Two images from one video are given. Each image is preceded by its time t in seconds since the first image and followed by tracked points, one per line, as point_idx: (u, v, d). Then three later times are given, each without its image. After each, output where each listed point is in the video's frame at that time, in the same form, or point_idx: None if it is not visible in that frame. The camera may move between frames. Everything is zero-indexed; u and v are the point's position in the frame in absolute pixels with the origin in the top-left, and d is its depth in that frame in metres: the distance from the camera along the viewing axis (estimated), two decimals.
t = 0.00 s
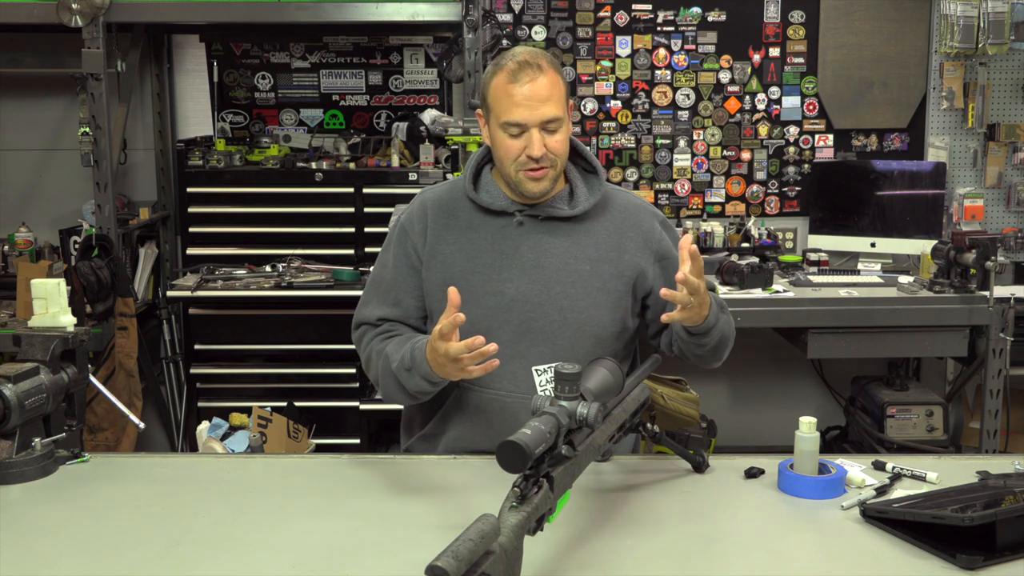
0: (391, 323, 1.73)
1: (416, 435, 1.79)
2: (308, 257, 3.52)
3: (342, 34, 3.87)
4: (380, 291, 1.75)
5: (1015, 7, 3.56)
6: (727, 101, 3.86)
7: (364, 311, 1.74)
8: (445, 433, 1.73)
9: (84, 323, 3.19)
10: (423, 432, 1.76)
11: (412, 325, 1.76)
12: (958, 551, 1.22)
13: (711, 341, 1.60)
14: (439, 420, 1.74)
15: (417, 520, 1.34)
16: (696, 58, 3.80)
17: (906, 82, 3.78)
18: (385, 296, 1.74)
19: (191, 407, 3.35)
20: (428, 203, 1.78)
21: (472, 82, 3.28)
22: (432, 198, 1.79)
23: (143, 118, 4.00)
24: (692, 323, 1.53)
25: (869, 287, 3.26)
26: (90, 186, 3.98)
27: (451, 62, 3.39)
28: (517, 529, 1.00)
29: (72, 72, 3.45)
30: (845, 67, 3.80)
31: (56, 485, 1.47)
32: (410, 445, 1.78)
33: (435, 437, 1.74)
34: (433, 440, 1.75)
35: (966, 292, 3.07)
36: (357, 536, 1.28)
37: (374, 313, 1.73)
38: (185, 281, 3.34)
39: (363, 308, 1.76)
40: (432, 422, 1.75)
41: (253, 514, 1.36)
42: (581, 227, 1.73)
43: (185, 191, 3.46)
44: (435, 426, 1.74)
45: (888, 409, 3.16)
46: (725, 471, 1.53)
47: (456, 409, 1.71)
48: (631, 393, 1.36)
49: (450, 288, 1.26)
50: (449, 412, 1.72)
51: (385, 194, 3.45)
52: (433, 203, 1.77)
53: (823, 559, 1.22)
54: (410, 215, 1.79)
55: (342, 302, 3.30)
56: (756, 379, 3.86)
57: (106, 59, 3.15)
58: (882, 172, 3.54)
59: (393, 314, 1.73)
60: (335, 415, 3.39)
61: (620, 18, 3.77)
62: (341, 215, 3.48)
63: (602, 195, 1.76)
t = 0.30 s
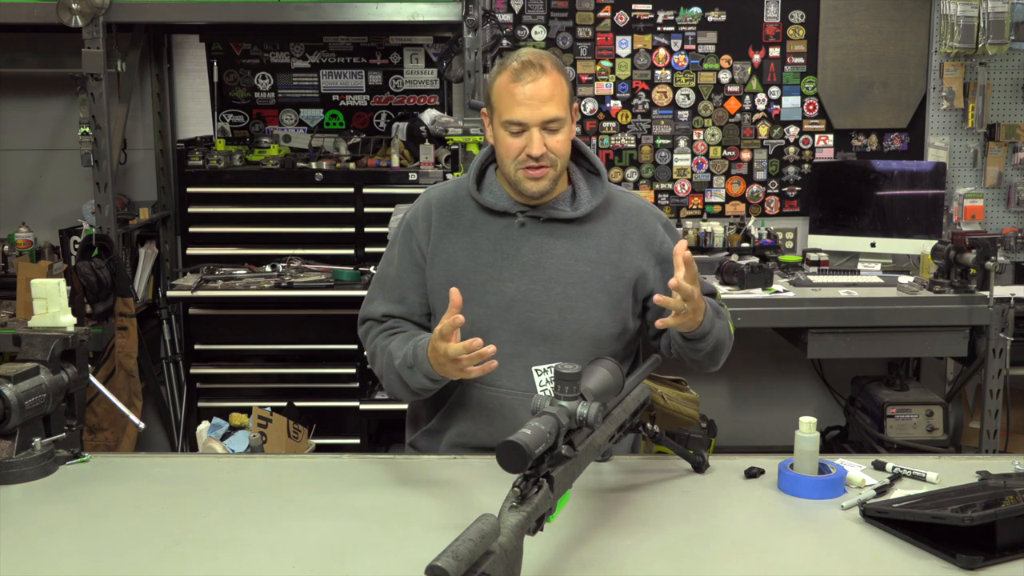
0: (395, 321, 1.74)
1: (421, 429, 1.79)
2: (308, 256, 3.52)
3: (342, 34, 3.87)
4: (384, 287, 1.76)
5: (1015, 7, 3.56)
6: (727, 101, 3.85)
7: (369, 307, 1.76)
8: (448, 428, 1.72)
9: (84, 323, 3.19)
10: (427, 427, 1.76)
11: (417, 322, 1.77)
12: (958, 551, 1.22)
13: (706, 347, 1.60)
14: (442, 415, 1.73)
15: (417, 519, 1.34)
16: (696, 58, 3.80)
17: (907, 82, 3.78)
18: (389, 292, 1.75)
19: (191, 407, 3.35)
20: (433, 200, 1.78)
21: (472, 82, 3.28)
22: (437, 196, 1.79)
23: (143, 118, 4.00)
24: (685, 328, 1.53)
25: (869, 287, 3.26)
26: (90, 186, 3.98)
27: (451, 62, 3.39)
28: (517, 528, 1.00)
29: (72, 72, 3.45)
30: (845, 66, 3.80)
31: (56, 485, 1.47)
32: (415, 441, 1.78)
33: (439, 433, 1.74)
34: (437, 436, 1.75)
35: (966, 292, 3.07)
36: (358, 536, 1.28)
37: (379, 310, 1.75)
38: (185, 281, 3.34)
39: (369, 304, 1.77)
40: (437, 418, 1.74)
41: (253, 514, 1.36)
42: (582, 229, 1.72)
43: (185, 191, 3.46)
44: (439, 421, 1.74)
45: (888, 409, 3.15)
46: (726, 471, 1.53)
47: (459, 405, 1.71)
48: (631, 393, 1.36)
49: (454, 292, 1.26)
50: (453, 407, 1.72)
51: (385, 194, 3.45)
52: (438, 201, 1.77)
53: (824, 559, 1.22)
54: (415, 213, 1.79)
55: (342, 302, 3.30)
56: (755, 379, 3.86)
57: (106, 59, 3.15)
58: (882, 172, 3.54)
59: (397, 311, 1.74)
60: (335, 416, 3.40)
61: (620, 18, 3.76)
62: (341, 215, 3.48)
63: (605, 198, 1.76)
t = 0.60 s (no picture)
0: (393, 317, 1.75)
1: (421, 427, 1.79)
2: (308, 256, 3.52)
3: (342, 34, 3.87)
4: (383, 283, 1.76)
5: (1015, 7, 3.56)
6: (727, 101, 3.85)
7: (368, 303, 1.76)
8: (447, 426, 1.72)
9: (84, 323, 3.19)
10: (427, 425, 1.76)
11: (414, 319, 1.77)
12: (958, 552, 1.22)
13: (696, 351, 1.60)
14: (441, 413, 1.73)
15: (417, 519, 1.34)
16: (696, 58, 3.80)
17: (906, 82, 3.78)
18: (387, 288, 1.76)
19: (191, 407, 3.35)
20: (434, 198, 1.79)
21: (472, 82, 3.28)
22: (438, 193, 1.79)
23: (143, 118, 4.00)
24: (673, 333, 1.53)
25: (869, 287, 3.26)
26: (90, 186, 3.98)
27: (451, 61, 3.39)
28: (517, 528, 1.00)
29: (72, 72, 3.45)
30: (845, 67, 3.80)
31: (56, 485, 1.47)
32: (414, 438, 1.78)
33: (438, 431, 1.74)
34: (436, 433, 1.75)
35: (966, 292, 3.07)
36: (357, 536, 1.28)
37: (377, 305, 1.75)
38: (185, 281, 3.34)
39: (368, 300, 1.77)
40: (436, 415, 1.74)
41: (253, 514, 1.36)
42: (581, 229, 1.73)
43: (185, 191, 3.46)
44: (439, 419, 1.74)
45: (888, 409, 3.15)
46: (725, 471, 1.53)
47: (458, 403, 1.71)
48: (631, 393, 1.36)
49: (446, 296, 1.28)
50: (452, 405, 1.72)
51: (385, 194, 3.45)
52: (439, 198, 1.77)
53: (824, 559, 1.22)
54: (416, 210, 1.79)
55: (342, 302, 3.30)
56: (755, 379, 3.86)
57: (106, 59, 3.15)
58: (882, 172, 3.54)
59: (395, 307, 1.74)
60: (335, 416, 3.40)
61: (620, 18, 3.76)
62: (341, 215, 3.48)
63: (605, 198, 1.76)
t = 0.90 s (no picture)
0: (389, 320, 1.73)
1: (416, 428, 1.77)
2: (308, 256, 3.52)
3: (342, 34, 3.87)
4: (379, 286, 1.75)
5: (1015, 6, 3.56)
6: (727, 101, 3.85)
7: (363, 306, 1.75)
8: (444, 427, 1.71)
9: (84, 323, 3.19)
10: (422, 426, 1.74)
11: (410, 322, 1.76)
12: (958, 551, 1.22)
13: (678, 354, 1.60)
14: (438, 414, 1.73)
15: (417, 519, 1.34)
16: (696, 58, 3.80)
17: (906, 82, 3.78)
18: (384, 291, 1.75)
19: (191, 407, 3.35)
20: (430, 199, 1.79)
21: (472, 82, 3.28)
22: (434, 195, 1.79)
23: (143, 118, 4.00)
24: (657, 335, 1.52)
25: (870, 287, 3.26)
26: (90, 186, 3.98)
27: (450, 62, 3.39)
28: (517, 528, 1.00)
29: (72, 72, 3.45)
30: (845, 67, 3.80)
31: (56, 485, 1.47)
32: (410, 439, 1.77)
33: (434, 432, 1.73)
34: (432, 435, 1.73)
35: (966, 292, 3.07)
36: (357, 536, 1.28)
37: (373, 308, 1.74)
38: (185, 281, 3.34)
39: (363, 303, 1.76)
40: (432, 416, 1.73)
41: (253, 514, 1.36)
42: (578, 227, 1.74)
43: (185, 191, 3.46)
44: (435, 419, 1.73)
45: (888, 409, 3.15)
46: (725, 471, 1.53)
47: (458, 404, 1.70)
48: (631, 392, 1.36)
49: (448, 310, 1.26)
50: (450, 405, 1.71)
51: (385, 194, 3.45)
52: (435, 199, 1.77)
53: (824, 559, 1.22)
54: (411, 211, 1.79)
55: (342, 302, 3.30)
56: (755, 379, 3.86)
57: (106, 59, 3.15)
58: (882, 172, 3.54)
59: (391, 310, 1.73)
60: (335, 416, 3.40)
61: (620, 18, 3.77)
62: (341, 215, 3.48)
63: (600, 196, 1.77)
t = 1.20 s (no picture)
0: (381, 322, 1.72)
1: (406, 429, 1.77)
2: (308, 257, 3.53)
3: (342, 34, 3.87)
4: (369, 287, 1.74)
5: (1015, 6, 3.57)
6: (727, 101, 3.85)
7: (352, 308, 1.73)
8: (434, 427, 1.71)
9: (84, 323, 3.19)
10: (412, 426, 1.74)
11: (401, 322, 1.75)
12: (958, 551, 1.22)
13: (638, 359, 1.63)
14: (428, 414, 1.72)
15: (417, 519, 1.34)
16: (696, 58, 3.80)
17: (907, 82, 3.78)
18: (374, 292, 1.73)
19: (191, 407, 3.35)
20: (416, 199, 1.78)
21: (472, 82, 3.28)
22: (420, 195, 1.78)
23: (143, 118, 4.00)
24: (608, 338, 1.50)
25: (870, 287, 3.26)
26: (90, 186, 3.98)
27: (451, 61, 3.39)
28: (517, 528, 1.00)
29: (72, 72, 3.45)
30: (845, 66, 3.79)
31: (56, 485, 1.47)
32: (400, 439, 1.76)
33: (424, 432, 1.73)
34: (428, 435, 1.73)
35: (966, 292, 3.07)
36: (357, 536, 1.28)
37: (363, 310, 1.72)
38: (185, 281, 3.34)
39: (352, 305, 1.74)
40: (422, 417, 1.73)
41: (253, 514, 1.36)
42: (565, 223, 1.74)
43: (185, 191, 3.46)
44: (426, 420, 1.72)
45: (888, 409, 3.16)
46: (725, 471, 1.53)
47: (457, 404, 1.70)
48: (631, 392, 1.36)
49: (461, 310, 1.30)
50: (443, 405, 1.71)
51: (385, 194, 3.45)
52: (422, 198, 1.77)
53: (824, 559, 1.22)
54: (399, 211, 1.78)
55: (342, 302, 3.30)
56: (755, 379, 3.86)
57: (106, 59, 3.15)
58: (882, 172, 3.54)
59: (381, 312, 1.72)
60: (335, 416, 3.39)
61: (620, 18, 3.77)
62: (341, 215, 3.48)
63: (587, 191, 1.78)
